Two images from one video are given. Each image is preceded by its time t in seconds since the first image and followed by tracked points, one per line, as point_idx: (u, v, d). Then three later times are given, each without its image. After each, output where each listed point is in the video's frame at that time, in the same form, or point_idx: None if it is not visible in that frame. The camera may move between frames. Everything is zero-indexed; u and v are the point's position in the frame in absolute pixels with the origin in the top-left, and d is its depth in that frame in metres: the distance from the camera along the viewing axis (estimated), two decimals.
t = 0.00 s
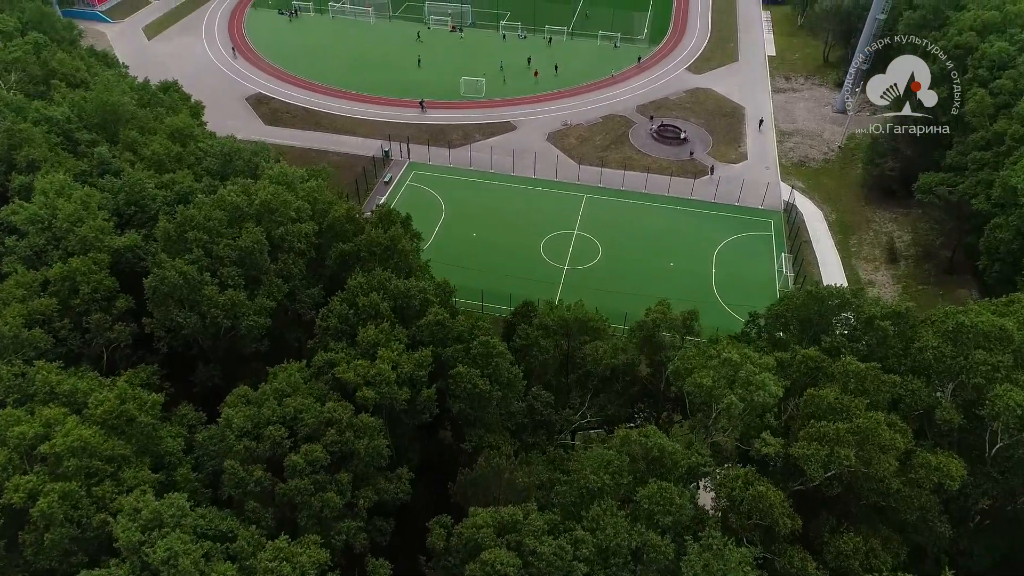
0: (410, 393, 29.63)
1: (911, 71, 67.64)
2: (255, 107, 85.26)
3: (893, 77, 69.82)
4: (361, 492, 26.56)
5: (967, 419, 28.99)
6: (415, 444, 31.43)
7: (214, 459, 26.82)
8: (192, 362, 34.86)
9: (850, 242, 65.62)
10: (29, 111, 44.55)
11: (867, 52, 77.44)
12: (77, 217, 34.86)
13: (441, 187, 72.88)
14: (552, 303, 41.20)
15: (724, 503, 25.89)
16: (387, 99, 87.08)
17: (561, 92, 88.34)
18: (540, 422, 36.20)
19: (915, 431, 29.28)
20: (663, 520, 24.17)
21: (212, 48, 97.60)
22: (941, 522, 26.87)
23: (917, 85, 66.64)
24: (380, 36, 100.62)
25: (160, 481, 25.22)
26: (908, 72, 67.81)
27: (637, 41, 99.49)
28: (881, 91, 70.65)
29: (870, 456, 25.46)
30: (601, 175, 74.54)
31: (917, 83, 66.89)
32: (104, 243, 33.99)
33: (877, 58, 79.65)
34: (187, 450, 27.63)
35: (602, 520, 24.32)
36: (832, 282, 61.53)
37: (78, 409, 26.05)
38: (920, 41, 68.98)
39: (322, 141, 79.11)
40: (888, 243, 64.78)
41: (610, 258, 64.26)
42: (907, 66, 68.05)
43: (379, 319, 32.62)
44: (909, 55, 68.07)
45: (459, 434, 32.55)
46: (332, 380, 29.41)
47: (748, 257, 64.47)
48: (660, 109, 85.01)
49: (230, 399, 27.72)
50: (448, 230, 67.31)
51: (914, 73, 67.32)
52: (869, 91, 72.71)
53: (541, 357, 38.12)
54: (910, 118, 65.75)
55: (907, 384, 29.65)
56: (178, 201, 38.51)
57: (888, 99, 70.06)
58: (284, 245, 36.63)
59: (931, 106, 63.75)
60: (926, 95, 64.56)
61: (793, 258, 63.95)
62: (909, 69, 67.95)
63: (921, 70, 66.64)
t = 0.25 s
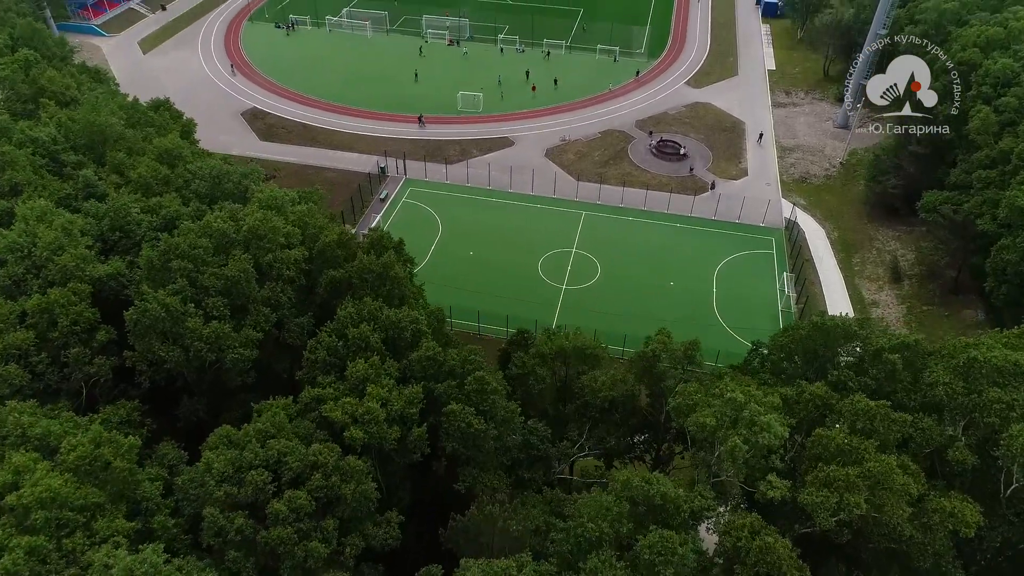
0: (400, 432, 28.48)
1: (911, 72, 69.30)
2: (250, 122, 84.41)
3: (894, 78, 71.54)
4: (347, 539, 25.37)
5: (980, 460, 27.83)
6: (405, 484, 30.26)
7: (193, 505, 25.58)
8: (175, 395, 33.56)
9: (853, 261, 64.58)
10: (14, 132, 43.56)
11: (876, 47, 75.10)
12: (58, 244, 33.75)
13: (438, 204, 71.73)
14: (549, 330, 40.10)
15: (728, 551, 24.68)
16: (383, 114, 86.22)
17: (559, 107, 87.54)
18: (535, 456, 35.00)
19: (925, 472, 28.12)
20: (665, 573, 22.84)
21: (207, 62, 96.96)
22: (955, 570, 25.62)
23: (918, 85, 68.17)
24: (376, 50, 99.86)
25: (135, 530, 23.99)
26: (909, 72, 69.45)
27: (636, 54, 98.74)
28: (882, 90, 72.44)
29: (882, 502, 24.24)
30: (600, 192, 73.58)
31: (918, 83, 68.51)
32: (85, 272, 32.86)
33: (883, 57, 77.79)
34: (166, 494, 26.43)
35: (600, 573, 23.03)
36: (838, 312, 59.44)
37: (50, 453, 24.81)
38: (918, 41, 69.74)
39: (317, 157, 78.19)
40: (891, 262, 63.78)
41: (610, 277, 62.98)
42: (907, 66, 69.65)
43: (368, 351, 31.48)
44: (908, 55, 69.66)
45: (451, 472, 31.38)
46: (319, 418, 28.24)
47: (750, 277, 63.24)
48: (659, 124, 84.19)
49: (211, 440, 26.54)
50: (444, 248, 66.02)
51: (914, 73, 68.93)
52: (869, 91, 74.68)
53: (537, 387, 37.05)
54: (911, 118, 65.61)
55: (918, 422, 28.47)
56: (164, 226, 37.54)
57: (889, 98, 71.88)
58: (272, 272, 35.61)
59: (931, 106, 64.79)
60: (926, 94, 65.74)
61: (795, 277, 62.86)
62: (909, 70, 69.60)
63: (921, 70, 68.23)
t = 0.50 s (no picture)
0: (389, 473, 27.29)
1: (911, 72, 71.22)
2: (245, 137, 83.55)
3: (894, 78, 73.63)
4: None
5: (997, 504, 26.60)
6: (396, 526, 29.07)
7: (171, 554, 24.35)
8: (158, 431, 32.37)
9: (857, 280, 63.46)
10: None
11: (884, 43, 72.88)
12: (37, 273, 32.62)
13: (435, 221, 70.63)
14: (547, 359, 38.93)
15: None
16: (381, 129, 85.38)
17: (558, 122, 86.71)
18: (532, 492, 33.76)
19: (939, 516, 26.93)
20: None
21: (203, 75, 96.25)
22: None
23: (918, 85, 70.35)
24: (374, 63, 99.09)
25: None
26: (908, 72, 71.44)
27: (635, 68, 98.01)
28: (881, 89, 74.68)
29: (895, 554, 23.00)
30: (599, 209, 72.58)
31: (917, 83, 70.60)
32: (65, 302, 31.74)
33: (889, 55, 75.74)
34: (142, 543, 25.19)
35: None
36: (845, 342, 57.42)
37: (19, 501, 23.59)
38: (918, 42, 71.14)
39: (313, 173, 77.26)
40: (895, 281, 62.67)
41: (609, 298, 61.77)
42: (907, 67, 71.54)
43: (358, 386, 30.30)
44: (908, 56, 71.49)
45: (444, 514, 30.17)
46: (305, 460, 27.04)
47: (752, 297, 62.01)
48: (659, 139, 83.34)
49: (191, 485, 25.33)
50: (441, 267, 64.88)
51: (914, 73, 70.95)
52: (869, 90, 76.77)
53: (534, 418, 35.92)
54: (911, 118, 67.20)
55: (931, 463, 27.27)
56: (150, 251, 36.49)
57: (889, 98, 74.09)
58: (260, 301, 34.47)
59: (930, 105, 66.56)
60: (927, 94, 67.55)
61: (798, 297, 61.72)
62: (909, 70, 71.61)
63: (921, 71, 70.13)
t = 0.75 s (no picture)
0: (376, 519, 26.05)
1: (911, 71, 71.12)
2: (240, 153, 82.61)
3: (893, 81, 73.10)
4: None
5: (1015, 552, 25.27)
6: (384, 572, 27.82)
7: None
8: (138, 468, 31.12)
9: (860, 300, 62.33)
10: None
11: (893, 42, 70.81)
12: (14, 304, 31.44)
13: (431, 239, 69.56)
14: (544, 389, 37.74)
15: None
16: (377, 145, 84.45)
17: (556, 137, 85.84)
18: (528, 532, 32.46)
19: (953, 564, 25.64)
20: None
21: (199, 89, 95.48)
22: None
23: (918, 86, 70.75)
24: (371, 77, 98.26)
25: None
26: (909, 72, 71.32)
27: (634, 82, 97.23)
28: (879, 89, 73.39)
29: None
30: (598, 226, 71.53)
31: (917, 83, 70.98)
32: (41, 334, 30.54)
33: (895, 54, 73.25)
34: None
35: None
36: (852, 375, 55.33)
37: None
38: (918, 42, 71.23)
39: (308, 190, 76.30)
40: (900, 301, 61.52)
41: (608, 319, 60.56)
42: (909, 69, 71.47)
43: (346, 424, 29.11)
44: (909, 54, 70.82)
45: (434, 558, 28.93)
46: (288, 505, 25.80)
47: (754, 318, 60.74)
48: (658, 155, 82.41)
49: (167, 534, 24.07)
50: (437, 287, 63.74)
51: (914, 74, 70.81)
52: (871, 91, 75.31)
53: (529, 451, 34.74)
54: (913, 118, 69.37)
55: (945, 508, 25.96)
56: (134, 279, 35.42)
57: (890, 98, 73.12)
58: (246, 331, 33.32)
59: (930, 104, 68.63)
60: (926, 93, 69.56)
61: (801, 318, 60.51)
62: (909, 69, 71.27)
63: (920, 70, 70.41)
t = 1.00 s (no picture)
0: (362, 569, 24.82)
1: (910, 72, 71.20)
2: (235, 168, 81.60)
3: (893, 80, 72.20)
4: None
5: None
6: None
7: None
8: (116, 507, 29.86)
9: (863, 320, 61.14)
10: None
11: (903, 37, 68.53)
12: None
13: (426, 257, 68.43)
14: (541, 421, 36.51)
15: None
16: (373, 160, 83.48)
17: (554, 152, 84.89)
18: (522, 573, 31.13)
19: None
20: None
21: (194, 103, 94.63)
22: None
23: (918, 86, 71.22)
24: (368, 91, 97.40)
25: None
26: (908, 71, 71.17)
27: (633, 96, 96.41)
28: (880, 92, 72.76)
29: None
30: (597, 243, 70.44)
31: (917, 83, 71.41)
32: (16, 368, 29.32)
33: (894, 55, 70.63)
34: None
35: None
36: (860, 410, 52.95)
37: None
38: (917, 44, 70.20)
39: (303, 206, 75.26)
40: (904, 321, 60.32)
41: (607, 340, 59.38)
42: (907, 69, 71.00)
43: (331, 464, 27.91)
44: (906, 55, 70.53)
45: None
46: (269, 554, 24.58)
47: (756, 339, 59.56)
48: (658, 170, 81.43)
49: None
50: (433, 307, 62.58)
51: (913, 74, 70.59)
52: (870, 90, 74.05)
53: (525, 486, 33.50)
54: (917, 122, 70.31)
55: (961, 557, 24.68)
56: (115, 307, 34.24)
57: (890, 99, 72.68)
58: (231, 363, 32.14)
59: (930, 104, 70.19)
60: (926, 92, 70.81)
61: (803, 339, 59.33)
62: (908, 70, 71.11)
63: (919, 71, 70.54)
